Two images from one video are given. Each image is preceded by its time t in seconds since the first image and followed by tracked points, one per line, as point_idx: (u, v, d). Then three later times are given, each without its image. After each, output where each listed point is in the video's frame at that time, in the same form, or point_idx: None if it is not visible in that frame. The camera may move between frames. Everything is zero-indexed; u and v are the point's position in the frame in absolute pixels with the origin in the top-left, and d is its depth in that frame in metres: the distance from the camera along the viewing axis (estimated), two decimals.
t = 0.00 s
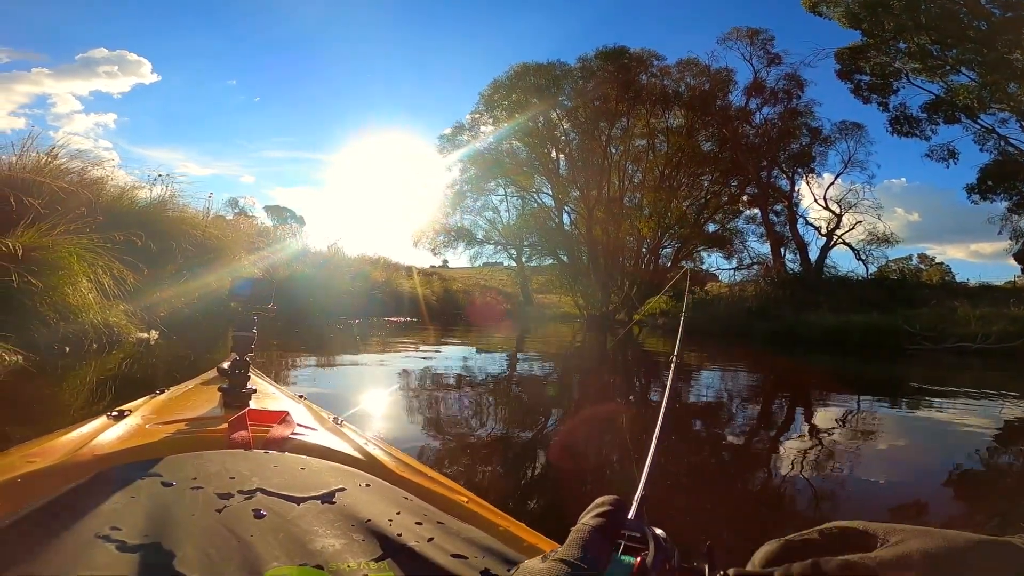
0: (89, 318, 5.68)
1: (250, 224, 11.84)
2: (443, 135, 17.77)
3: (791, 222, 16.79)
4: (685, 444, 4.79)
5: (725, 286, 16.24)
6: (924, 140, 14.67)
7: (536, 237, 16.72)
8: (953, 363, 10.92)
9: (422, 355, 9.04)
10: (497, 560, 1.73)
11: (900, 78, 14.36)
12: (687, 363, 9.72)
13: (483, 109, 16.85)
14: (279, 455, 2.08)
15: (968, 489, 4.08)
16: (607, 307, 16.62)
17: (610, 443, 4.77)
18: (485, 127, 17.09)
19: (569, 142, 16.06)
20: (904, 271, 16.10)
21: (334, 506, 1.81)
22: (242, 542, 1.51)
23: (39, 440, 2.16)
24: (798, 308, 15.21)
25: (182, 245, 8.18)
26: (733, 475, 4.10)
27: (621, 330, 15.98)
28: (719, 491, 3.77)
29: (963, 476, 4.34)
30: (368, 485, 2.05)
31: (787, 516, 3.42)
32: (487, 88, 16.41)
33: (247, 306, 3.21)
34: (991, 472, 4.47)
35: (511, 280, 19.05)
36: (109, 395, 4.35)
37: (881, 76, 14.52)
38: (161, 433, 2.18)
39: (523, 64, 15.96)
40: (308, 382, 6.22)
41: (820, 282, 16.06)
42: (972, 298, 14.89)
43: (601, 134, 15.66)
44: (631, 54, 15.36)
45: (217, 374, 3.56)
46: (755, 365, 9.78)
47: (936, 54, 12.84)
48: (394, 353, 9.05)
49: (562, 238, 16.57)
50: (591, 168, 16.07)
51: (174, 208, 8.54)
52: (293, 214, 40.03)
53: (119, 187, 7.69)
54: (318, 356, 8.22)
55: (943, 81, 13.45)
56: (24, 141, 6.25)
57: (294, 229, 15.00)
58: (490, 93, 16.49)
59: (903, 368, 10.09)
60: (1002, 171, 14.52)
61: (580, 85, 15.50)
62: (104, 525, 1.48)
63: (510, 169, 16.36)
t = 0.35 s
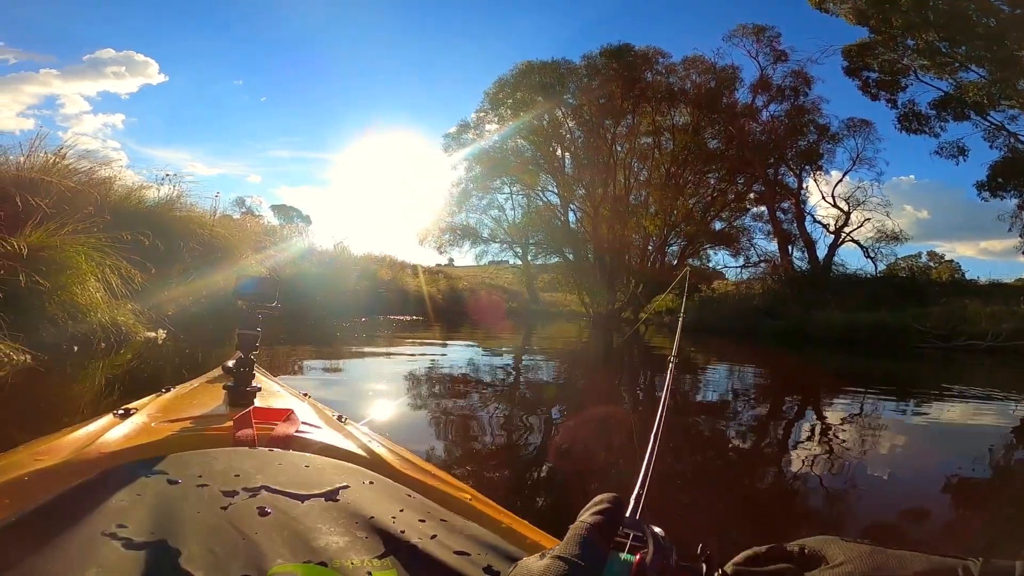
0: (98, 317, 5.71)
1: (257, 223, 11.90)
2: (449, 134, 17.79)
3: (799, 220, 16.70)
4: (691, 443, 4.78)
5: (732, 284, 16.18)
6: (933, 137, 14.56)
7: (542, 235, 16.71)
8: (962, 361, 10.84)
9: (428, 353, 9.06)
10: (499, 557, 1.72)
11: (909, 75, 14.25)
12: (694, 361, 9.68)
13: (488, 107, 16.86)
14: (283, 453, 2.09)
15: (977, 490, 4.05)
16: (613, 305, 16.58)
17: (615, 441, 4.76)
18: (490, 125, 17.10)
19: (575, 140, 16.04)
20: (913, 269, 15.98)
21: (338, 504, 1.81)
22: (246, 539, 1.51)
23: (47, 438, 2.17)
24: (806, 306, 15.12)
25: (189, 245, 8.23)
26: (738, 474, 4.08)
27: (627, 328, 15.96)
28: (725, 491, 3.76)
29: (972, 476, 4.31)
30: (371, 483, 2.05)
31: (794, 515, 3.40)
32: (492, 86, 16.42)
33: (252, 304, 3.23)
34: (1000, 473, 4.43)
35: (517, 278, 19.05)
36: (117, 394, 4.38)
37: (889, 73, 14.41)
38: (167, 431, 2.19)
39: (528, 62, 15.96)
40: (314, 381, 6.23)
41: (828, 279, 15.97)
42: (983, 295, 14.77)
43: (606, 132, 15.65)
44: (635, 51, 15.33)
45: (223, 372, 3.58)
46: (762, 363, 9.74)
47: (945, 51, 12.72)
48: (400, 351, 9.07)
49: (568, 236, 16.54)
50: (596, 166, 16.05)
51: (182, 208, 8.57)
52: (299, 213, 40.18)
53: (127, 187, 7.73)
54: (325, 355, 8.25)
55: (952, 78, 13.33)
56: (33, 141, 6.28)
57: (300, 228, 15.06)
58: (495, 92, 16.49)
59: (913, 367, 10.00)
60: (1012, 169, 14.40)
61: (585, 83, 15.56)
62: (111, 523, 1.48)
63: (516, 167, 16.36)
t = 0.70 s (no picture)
0: (103, 317, 5.72)
1: (261, 223, 11.91)
2: (452, 133, 17.78)
3: (805, 218, 16.61)
4: (695, 441, 4.76)
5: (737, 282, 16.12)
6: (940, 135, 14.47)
7: (545, 234, 16.70)
8: (970, 360, 10.76)
9: (432, 352, 9.05)
10: (501, 555, 1.71)
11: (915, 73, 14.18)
12: (699, 360, 9.64)
13: (491, 106, 16.85)
14: (285, 451, 2.08)
15: (984, 488, 4.02)
16: (617, 304, 16.54)
17: (618, 440, 4.74)
18: (493, 124, 17.10)
19: (578, 138, 16.00)
20: (920, 267, 15.88)
21: (339, 501, 1.80)
22: (247, 537, 1.50)
23: (49, 436, 2.16)
24: (811, 304, 15.05)
25: (194, 244, 8.24)
26: (743, 473, 4.06)
27: (631, 326, 15.92)
28: (730, 490, 3.73)
29: (979, 475, 4.27)
30: (372, 480, 2.05)
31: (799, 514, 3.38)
32: (494, 85, 16.40)
33: (254, 303, 3.23)
34: (1007, 472, 4.40)
35: (521, 277, 19.03)
36: (122, 393, 4.38)
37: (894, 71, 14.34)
38: (169, 429, 2.19)
39: (531, 61, 15.93)
40: (318, 380, 6.22)
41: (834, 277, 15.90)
42: (991, 293, 14.66)
43: (610, 130, 15.63)
44: (638, 49, 15.29)
45: (225, 370, 3.57)
46: (768, 362, 9.69)
47: (951, 48, 12.64)
48: (404, 350, 9.06)
49: (572, 235, 16.50)
50: (600, 165, 16.02)
51: (185, 208, 8.58)
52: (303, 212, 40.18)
53: (131, 187, 7.75)
54: (329, 354, 8.24)
55: (959, 76, 13.23)
56: (37, 141, 6.31)
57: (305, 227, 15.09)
58: (498, 91, 16.48)
59: (920, 366, 9.93)
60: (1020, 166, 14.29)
61: (588, 82, 15.54)
62: (112, 520, 1.47)
63: (519, 166, 16.35)
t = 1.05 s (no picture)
0: (117, 317, 5.77)
1: (274, 224, 12.00)
2: (462, 134, 17.83)
3: (818, 217, 16.45)
4: (705, 443, 4.72)
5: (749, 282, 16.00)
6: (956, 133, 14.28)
7: (556, 234, 16.70)
8: (988, 361, 10.61)
9: (442, 353, 9.07)
10: (506, 557, 1.70)
11: (929, 71, 14.00)
12: (710, 360, 9.57)
13: (500, 107, 16.88)
14: (293, 451, 2.08)
15: (1000, 492, 3.95)
16: (628, 304, 16.48)
17: (628, 441, 4.71)
18: (503, 125, 17.12)
19: (588, 138, 15.99)
20: (937, 267, 15.68)
21: (345, 501, 1.80)
22: (254, 537, 1.50)
23: (59, 434, 2.17)
24: (825, 305, 14.90)
25: (207, 245, 8.30)
26: (754, 475, 4.02)
27: (642, 327, 15.86)
28: (740, 492, 3.69)
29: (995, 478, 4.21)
30: (379, 481, 2.05)
31: (810, 517, 3.34)
32: (503, 86, 16.42)
33: (264, 303, 3.24)
34: None
35: (531, 278, 19.02)
36: (135, 392, 4.41)
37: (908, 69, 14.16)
38: (179, 428, 2.20)
39: (539, 61, 15.93)
40: (328, 380, 6.24)
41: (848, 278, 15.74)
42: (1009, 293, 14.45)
43: (619, 130, 15.59)
44: (648, 48, 15.22)
45: (235, 370, 3.59)
46: (781, 363, 9.61)
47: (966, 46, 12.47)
48: (413, 351, 9.08)
49: (582, 235, 16.48)
50: (610, 165, 16.01)
51: (199, 209, 8.65)
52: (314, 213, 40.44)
53: (146, 189, 7.82)
54: (340, 354, 8.27)
55: (975, 74, 13.05)
56: (54, 144, 6.40)
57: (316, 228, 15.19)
58: (507, 91, 16.50)
59: (936, 366, 9.80)
60: None
61: (598, 82, 15.52)
62: (120, 518, 1.47)
63: (529, 166, 16.35)
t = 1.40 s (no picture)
0: (140, 318, 5.87)
1: (293, 227, 12.13)
2: (477, 137, 17.89)
3: (841, 219, 16.18)
4: (722, 447, 4.66)
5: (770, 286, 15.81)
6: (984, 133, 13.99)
7: (572, 237, 16.66)
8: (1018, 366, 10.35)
9: (458, 356, 9.09)
10: (517, 562, 1.71)
11: (955, 70, 13.72)
12: (729, 365, 9.45)
13: (515, 109, 16.93)
14: (307, 453, 2.10)
15: None
16: (645, 307, 16.38)
17: (643, 446, 4.67)
18: (518, 127, 17.17)
19: (604, 141, 15.95)
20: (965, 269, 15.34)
21: (357, 504, 1.81)
22: (267, 538, 1.51)
23: (81, 434, 2.21)
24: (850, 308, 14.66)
25: (228, 248, 8.41)
26: (772, 480, 3.97)
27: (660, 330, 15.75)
28: (757, 496, 3.65)
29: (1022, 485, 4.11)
30: (391, 484, 2.05)
31: (829, 520, 3.29)
32: (519, 89, 16.47)
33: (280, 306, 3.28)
34: None
35: (548, 281, 18.99)
36: (155, 393, 4.48)
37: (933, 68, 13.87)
38: (196, 429, 2.23)
39: (554, 64, 15.93)
40: (344, 382, 6.28)
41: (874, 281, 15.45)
42: None
43: (636, 132, 15.53)
44: (664, 50, 15.19)
45: (252, 372, 3.63)
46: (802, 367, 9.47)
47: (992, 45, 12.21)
48: (430, 354, 9.11)
49: (599, 238, 16.42)
50: (627, 167, 15.99)
51: (221, 212, 8.77)
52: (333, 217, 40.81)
53: (169, 192, 7.95)
54: (357, 357, 8.31)
55: (1001, 73, 12.76)
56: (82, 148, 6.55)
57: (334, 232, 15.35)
58: (522, 94, 16.54)
59: (962, 372, 9.57)
60: None
61: (613, 83, 15.57)
62: (138, 519, 1.49)
63: (545, 169, 16.36)
